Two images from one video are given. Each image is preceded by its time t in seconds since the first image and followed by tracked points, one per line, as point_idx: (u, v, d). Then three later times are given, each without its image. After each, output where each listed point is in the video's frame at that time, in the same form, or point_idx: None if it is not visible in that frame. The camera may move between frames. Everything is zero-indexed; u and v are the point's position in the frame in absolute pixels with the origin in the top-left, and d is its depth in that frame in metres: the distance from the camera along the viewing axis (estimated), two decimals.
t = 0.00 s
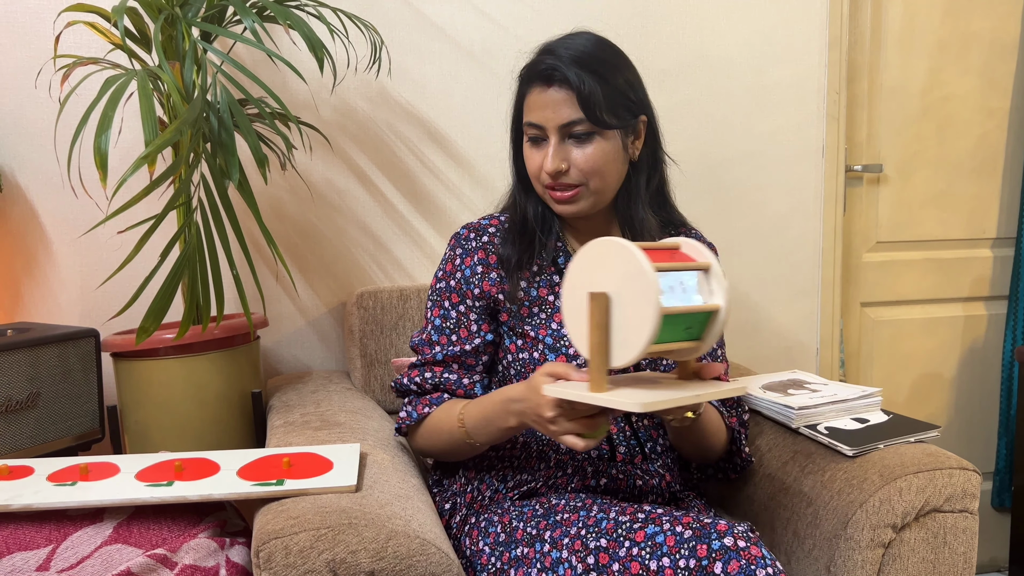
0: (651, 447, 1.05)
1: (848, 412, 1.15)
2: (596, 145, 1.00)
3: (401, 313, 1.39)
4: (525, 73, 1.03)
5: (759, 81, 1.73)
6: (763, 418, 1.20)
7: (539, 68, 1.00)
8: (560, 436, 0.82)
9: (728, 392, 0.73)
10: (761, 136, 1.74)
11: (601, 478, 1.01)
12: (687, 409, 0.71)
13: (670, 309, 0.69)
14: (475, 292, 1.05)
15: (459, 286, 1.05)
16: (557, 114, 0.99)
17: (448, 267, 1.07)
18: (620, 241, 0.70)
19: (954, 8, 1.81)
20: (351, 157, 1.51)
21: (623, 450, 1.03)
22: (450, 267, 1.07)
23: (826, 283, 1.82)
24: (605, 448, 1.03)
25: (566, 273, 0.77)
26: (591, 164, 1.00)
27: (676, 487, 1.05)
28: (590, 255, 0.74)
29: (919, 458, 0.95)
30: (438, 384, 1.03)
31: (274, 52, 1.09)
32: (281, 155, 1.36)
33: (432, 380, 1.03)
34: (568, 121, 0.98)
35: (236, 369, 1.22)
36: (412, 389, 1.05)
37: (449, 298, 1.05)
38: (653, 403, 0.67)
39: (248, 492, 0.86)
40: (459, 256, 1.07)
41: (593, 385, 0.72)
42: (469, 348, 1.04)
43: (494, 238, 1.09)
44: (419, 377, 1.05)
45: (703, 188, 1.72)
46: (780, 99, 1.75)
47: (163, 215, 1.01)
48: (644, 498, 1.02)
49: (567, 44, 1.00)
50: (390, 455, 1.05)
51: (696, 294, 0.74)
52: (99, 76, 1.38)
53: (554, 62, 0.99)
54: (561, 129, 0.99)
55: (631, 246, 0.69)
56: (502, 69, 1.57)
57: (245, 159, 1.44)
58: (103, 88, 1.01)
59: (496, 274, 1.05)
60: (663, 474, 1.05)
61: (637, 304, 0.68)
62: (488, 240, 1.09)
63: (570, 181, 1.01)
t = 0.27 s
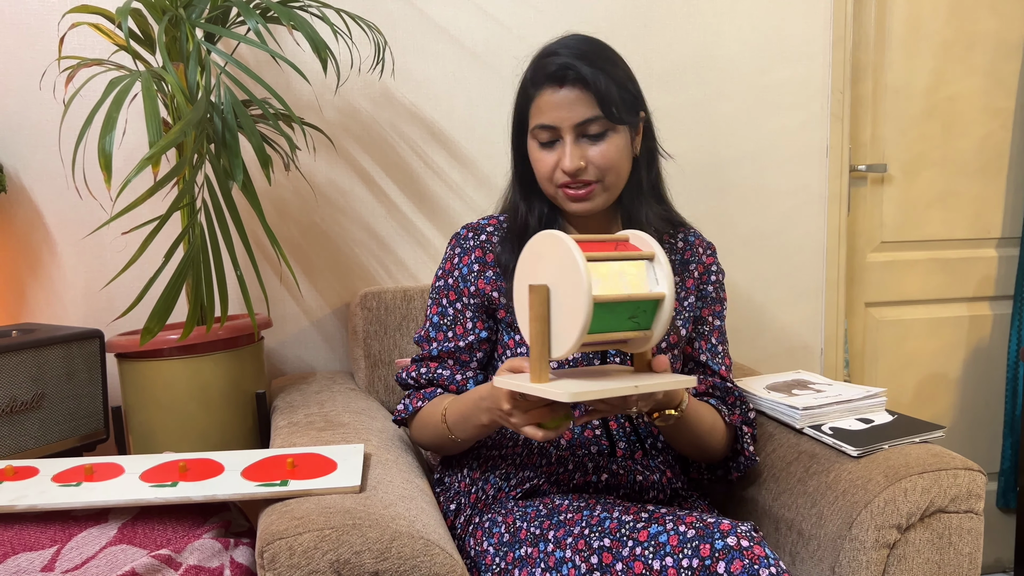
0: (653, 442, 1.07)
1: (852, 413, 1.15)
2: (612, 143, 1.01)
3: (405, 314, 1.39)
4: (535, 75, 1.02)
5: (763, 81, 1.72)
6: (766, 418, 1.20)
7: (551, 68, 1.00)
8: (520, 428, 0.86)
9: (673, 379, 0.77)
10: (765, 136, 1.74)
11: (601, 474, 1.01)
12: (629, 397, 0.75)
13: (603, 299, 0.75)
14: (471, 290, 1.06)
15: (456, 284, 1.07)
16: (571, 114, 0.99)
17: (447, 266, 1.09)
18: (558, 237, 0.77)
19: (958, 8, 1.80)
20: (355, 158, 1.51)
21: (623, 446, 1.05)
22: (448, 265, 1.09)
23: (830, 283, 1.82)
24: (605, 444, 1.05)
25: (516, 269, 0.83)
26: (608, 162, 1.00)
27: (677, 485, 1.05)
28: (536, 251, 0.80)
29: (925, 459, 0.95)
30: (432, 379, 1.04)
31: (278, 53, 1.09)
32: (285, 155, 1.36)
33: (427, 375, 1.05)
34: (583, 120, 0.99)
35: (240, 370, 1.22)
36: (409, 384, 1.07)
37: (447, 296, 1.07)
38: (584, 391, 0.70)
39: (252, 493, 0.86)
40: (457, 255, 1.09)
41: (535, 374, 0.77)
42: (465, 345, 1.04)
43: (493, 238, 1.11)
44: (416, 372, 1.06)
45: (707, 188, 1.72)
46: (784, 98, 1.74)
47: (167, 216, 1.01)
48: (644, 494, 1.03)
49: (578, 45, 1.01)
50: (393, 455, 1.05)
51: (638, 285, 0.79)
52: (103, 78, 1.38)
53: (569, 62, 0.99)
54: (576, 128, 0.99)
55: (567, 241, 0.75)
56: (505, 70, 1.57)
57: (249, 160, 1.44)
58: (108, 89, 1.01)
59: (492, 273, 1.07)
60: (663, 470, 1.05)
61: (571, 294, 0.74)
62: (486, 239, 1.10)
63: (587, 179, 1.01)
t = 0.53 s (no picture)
0: (647, 437, 1.07)
1: (855, 414, 1.15)
2: (616, 142, 1.02)
3: (407, 316, 1.40)
4: (540, 74, 1.03)
5: (765, 82, 1.72)
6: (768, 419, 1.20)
7: (559, 68, 1.01)
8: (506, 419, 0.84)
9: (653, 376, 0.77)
10: (767, 136, 1.74)
11: (600, 467, 1.02)
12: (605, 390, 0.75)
13: (580, 291, 0.75)
14: (467, 291, 1.07)
15: (452, 286, 1.07)
16: (580, 113, 0.99)
17: (442, 269, 1.10)
18: (540, 229, 0.77)
19: (961, 8, 1.80)
20: (357, 160, 1.51)
21: (619, 439, 1.05)
22: (443, 268, 1.09)
23: (832, 284, 1.82)
24: (602, 437, 1.04)
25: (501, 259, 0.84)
26: (613, 160, 1.01)
27: (676, 479, 1.06)
28: (521, 241, 0.81)
29: (928, 460, 0.94)
30: (431, 380, 1.04)
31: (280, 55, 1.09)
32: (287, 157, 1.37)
33: (426, 375, 1.04)
34: (591, 118, 1.00)
35: (242, 372, 1.22)
36: (407, 387, 1.07)
37: (443, 298, 1.07)
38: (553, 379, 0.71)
39: (254, 494, 0.86)
40: (452, 258, 1.10)
41: (511, 363, 0.78)
42: (462, 345, 1.04)
43: (486, 240, 1.12)
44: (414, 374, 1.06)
45: (709, 189, 1.72)
46: (786, 99, 1.74)
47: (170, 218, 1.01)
48: (642, 488, 1.03)
49: (583, 48, 1.03)
50: (395, 457, 1.06)
51: (620, 279, 0.79)
52: (106, 80, 1.39)
53: (578, 62, 1.01)
54: (583, 126, 1.00)
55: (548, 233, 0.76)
56: (507, 71, 1.57)
57: (251, 162, 1.45)
58: (110, 91, 1.01)
59: (486, 273, 1.08)
60: (660, 463, 1.06)
61: (547, 284, 0.75)
62: (480, 242, 1.11)
63: (593, 177, 1.01)
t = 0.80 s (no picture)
0: (647, 433, 1.07)
1: (857, 416, 1.15)
2: (612, 142, 1.02)
3: (409, 317, 1.40)
4: (536, 77, 1.04)
5: (767, 83, 1.72)
6: (770, 421, 1.20)
7: (555, 69, 1.03)
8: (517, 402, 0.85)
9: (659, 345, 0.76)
10: (769, 138, 1.74)
11: (600, 463, 1.02)
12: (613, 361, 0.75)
13: (581, 263, 0.75)
14: (467, 293, 1.07)
15: (451, 289, 1.08)
16: (577, 113, 1.00)
17: (440, 274, 1.10)
18: (537, 205, 0.77)
19: (963, 9, 1.80)
20: (360, 162, 1.51)
21: (618, 435, 1.05)
22: (442, 272, 1.10)
23: (835, 285, 1.81)
24: (600, 433, 1.05)
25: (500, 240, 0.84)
26: (610, 160, 1.02)
27: (675, 475, 1.05)
28: (519, 221, 0.81)
29: (930, 462, 0.94)
30: (437, 381, 1.04)
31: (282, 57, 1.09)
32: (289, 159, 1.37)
33: (432, 378, 1.05)
34: (588, 118, 1.00)
35: (245, 373, 1.23)
36: (411, 391, 1.07)
37: (443, 302, 1.08)
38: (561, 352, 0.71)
39: (257, 496, 0.86)
40: (449, 262, 1.10)
41: (519, 341, 0.77)
42: (465, 346, 1.04)
43: (482, 243, 1.12)
44: (418, 378, 1.06)
45: (711, 190, 1.72)
46: (788, 100, 1.74)
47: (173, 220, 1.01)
48: (640, 485, 1.03)
49: (574, 52, 1.05)
50: (398, 458, 1.06)
51: (621, 251, 0.79)
52: (109, 82, 1.39)
53: (574, 64, 1.02)
54: (581, 126, 1.00)
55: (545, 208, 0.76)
56: (509, 73, 1.57)
57: (254, 164, 1.45)
58: (113, 94, 1.01)
59: (484, 275, 1.08)
60: (657, 460, 1.05)
61: (548, 259, 0.74)
62: (476, 244, 1.12)
63: (591, 176, 1.01)
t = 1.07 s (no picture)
0: (646, 432, 1.07)
1: (860, 417, 1.15)
2: (608, 141, 1.02)
3: (412, 318, 1.40)
4: (529, 80, 1.04)
5: (770, 83, 1.72)
6: (773, 422, 1.20)
7: (549, 70, 1.03)
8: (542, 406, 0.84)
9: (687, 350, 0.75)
10: (772, 138, 1.74)
11: (600, 463, 1.02)
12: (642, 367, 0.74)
13: (612, 270, 0.72)
14: (468, 295, 1.07)
15: (453, 292, 1.07)
16: (572, 113, 1.00)
17: (440, 277, 1.10)
18: (564, 212, 0.74)
19: (966, 10, 1.79)
20: (362, 163, 1.52)
21: (617, 434, 1.05)
22: (442, 275, 1.10)
23: (837, 286, 1.81)
24: (600, 433, 1.05)
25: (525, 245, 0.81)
26: (607, 158, 1.01)
27: (676, 475, 1.06)
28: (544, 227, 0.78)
29: (932, 463, 0.94)
30: (444, 384, 1.04)
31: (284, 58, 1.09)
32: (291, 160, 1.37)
33: (438, 380, 1.04)
34: (583, 117, 1.00)
35: (247, 374, 1.23)
36: (417, 395, 1.07)
37: (445, 304, 1.07)
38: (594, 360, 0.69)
39: (259, 497, 0.86)
40: (449, 265, 1.10)
41: (548, 348, 0.76)
42: (469, 347, 1.04)
43: (482, 246, 1.12)
44: (424, 381, 1.06)
45: (713, 191, 1.72)
46: (790, 101, 1.74)
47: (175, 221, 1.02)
48: (640, 484, 1.03)
49: (566, 53, 1.06)
50: (400, 459, 1.06)
51: (649, 255, 0.76)
52: (112, 83, 1.39)
53: (568, 64, 1.03)
54: (577, 125, 1.00)
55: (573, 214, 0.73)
56: (511, 73, 1.57)
57: (256, 165, 1.45)
58: (116, 96, 1.01)
59: (484, 278, 1.08)
60: (656, 459, 1.06)
61: (578, 266, 0.72)
62: (475, 246, 1.12)
63: (587, 174, 1.01)
